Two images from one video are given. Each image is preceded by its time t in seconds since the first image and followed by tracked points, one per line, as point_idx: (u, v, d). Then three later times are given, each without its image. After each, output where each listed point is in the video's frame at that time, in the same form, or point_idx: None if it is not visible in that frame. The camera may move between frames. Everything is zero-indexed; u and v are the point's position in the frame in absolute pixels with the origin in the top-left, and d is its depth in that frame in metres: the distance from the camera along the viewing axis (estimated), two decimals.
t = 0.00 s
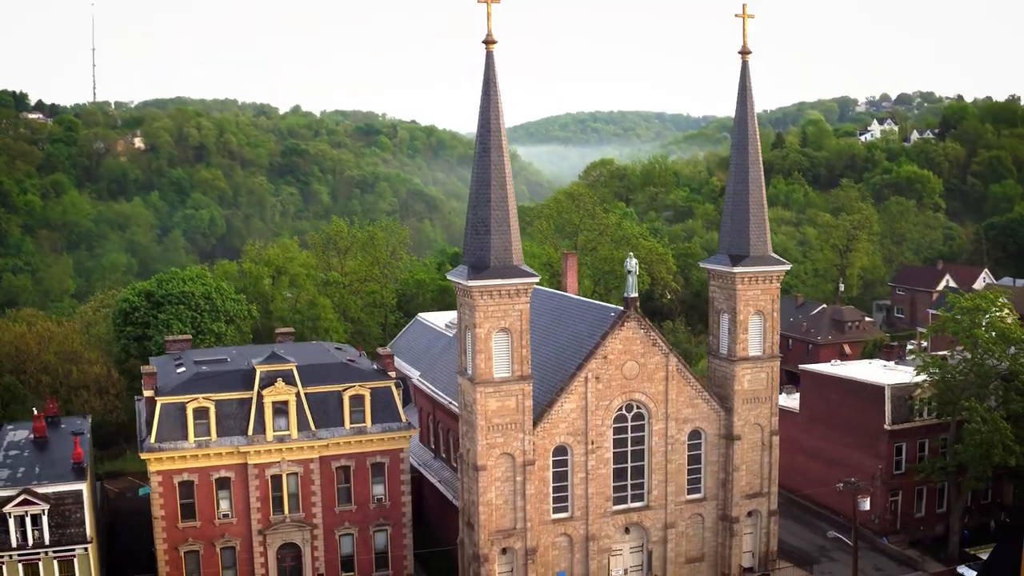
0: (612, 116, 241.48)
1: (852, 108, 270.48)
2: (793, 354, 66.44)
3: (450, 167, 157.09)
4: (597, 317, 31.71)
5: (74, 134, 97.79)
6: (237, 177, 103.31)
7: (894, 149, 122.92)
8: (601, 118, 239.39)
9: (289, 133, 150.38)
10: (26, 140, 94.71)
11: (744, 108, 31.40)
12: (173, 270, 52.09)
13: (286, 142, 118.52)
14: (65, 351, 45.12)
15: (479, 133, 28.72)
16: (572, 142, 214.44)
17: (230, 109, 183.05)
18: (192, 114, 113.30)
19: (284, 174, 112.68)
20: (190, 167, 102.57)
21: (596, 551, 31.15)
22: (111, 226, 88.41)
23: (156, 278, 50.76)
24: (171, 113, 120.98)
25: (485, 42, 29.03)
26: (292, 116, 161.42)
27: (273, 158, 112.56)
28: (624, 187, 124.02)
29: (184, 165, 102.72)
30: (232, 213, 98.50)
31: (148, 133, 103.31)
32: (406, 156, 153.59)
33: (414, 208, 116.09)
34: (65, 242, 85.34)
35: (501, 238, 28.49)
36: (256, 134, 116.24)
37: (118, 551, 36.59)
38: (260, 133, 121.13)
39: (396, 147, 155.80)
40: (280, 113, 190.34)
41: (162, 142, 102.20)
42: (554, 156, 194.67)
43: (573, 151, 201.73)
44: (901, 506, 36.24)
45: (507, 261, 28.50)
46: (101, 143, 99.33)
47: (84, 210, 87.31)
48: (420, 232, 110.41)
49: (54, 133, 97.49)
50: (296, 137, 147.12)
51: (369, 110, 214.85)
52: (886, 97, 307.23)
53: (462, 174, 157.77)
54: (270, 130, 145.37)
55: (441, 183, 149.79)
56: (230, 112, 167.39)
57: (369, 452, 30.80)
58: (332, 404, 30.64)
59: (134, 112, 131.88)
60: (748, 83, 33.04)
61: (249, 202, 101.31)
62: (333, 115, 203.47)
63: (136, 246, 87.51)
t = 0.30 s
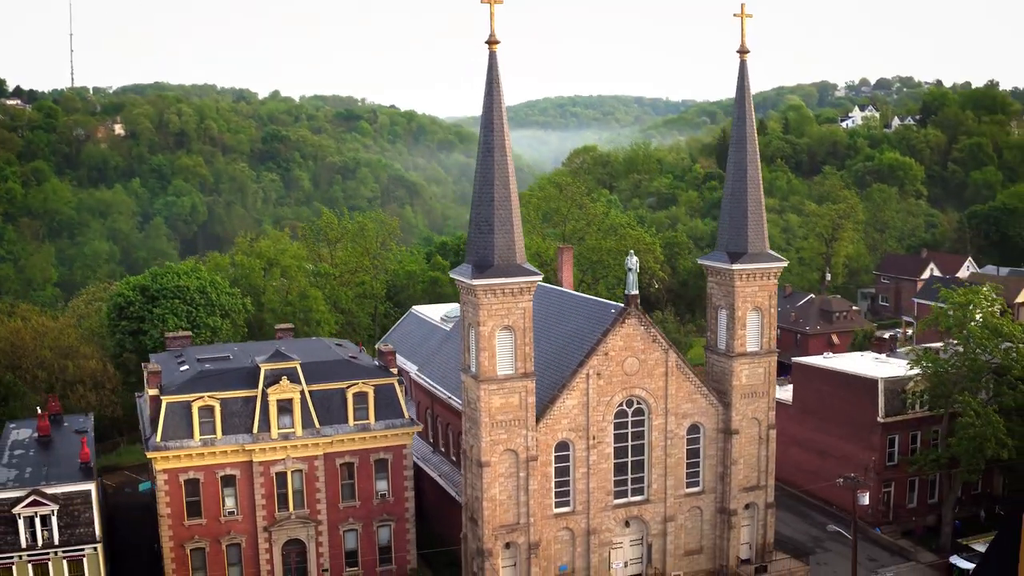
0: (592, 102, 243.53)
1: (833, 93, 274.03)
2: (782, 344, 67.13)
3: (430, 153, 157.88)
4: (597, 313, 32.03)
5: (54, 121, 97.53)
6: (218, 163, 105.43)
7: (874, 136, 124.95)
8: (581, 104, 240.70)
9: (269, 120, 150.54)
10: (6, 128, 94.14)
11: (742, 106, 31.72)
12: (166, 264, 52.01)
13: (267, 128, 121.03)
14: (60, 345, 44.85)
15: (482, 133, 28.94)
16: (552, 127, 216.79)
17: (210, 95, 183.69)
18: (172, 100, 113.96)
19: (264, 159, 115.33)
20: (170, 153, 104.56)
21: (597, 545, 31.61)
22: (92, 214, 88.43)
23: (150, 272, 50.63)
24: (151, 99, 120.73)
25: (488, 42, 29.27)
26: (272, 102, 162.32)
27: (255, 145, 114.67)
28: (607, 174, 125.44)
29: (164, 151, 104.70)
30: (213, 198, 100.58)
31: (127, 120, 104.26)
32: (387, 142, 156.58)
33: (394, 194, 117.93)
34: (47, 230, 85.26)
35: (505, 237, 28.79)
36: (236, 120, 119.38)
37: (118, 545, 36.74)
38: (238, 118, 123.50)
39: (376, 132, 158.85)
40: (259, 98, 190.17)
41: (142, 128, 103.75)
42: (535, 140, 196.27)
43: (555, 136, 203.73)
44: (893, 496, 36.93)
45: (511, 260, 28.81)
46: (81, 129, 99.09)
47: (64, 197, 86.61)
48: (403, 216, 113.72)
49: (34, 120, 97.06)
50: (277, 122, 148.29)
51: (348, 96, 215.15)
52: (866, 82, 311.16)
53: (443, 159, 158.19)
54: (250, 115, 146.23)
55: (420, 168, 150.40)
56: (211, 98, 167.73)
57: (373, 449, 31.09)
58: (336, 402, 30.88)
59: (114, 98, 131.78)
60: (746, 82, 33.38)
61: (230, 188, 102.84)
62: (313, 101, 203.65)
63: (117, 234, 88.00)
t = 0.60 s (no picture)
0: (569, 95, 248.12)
1: (810, 84, 278.95)
2: (771, 341, 67.51)
3: (409, 144, 162.60)
4: (596, 316, 32.42)
5: (34, 114, 98.27)
6: (198, 156, 107.43)
7: (854, 131, 131.94)
8: (560, 96, 244.34)
9: (249, 112, 151.47)
10: None
11: (739, 111, 32.08)
12: (160, 264, 51.92)
13: (246, 121, 123.79)
14: (56, 347, 44.84)
15: (484, 138, 29.21)
16: (531, 120, 221.13)
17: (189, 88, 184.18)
18: (152, 94, 116.08)
19: (245, 152, 118.60)
20: (150, 146, 106.28)
21: (597, 545, 32.08)
22: (73, 209, 88.55)
23: (143, 272, 50.48)
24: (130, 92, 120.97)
25: (490, 48, 29.51)
26: (251, 95, 163.79)
27: (235, 137, 117.37)
28: (589, 168, 127.06)
29: (144, 145, 106.33)
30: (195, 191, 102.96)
31: (108, 112, 106.35)
32: (368, 133, 161.35)
33: (375, 185, 124.47)
34: (28, 225, 85.35)
35: (507, 242, 29.07)
36: (216, 113, 122.01)
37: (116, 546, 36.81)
38: (217, 110, 126.21)
39: (356, 124, 163.55)
40: (239, 91, 191.01)
41: (122, 122, 105.34)
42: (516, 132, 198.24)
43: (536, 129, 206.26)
44: (885, 494, 37.61)
45: (513, 265, 29.09)
46: (60, 123, 99.95)
47: (45, 191, 86.57)
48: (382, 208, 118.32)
49: (12, 113, 97.65)
50: (256, 115, 149.86)
51: (327, 88, 216.69)
52: (845, 72, 317.32)
53: (422, 150, 163.68)
54: (230, 108, 147.30)
55: (401, 161, 157.15)
56: (190, 90, 168.33)
57: (375, 451, 31.35)
58: (338, 405, 31.14)
59: (93, 91, 131.94)
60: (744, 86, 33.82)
61: (211, 181, 105.95)
62: (293, 93, 204.82)
63: (99, 228, 88.40)
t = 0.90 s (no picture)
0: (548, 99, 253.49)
1: (789, 86, 283.49)
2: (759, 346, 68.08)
3: (387, 148, 170.62)
4: (596, 326, 32.85)
5: (13, 115, 99.16)
6: (178, 159, 108.95)
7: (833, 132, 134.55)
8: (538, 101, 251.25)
9: (228, 113, 152.35)
10: None
11: (735, 124, 32.64)
12: (153, 273, 51.72)
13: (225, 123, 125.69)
14: (50, 356, 44.79)
15: (486, 152, 29.60)
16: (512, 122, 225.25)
17: (168, 90, 184.77)
18: (131, 96, 117.02)
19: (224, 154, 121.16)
20: (130, 148, 108.15)
21: (597, 553, 32.51)
22: (54, 212, 88.62)
23: (136, 281, 50.31)
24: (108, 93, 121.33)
25: (491, 62, 29.92)
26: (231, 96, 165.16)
27: (215, 139, 120.18)
28: (571, 170, 128.43)
29: (124, 146, 107.96)
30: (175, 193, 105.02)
31: (86, 115, 107.70)
32: (345, 136, 165.26)
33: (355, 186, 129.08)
34: (8, 228, 85.40)
35: (509, 255, 29.44)
36: (196, 116, 123.85)
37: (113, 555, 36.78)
38: (200, 113, 128.55)
39: (334, 125, 167.22)
40: (217, 92, 191.82)
41: (101, 124, 106.57)
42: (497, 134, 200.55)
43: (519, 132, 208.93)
44: (877, 499, 38.30)
45: (515, 277, 29.46)
46: (39, 125, 101.25)
47: (25, 193, 86.73)
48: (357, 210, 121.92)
49: None
50: (236, 116, 151.01)
51: (305, 89, 218.30)
52: (822, 73, 322.31)
53: (401, 151, 172.71)
54: (209, 110, 148.18)
55: (379, 162, 163.65)
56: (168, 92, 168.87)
57: (378, 461, 31.62)
58: (341, 416, 31.41)
59: (71, 93, 132.18)
60: (739, 100, 34.43)
61: (191, 183, 107.34)
62: (271, 94, 205.79)
63: (80, 232, 88.34)
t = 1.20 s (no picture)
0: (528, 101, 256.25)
1: (767, 86, 287.58)
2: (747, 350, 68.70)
3: (367, 148, 172.00)
4: (596, 336, 33.32)
5: None
6: (159, 162, 110.87)
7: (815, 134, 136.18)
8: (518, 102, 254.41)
9: (207, 115, 152.58)
10: None
11: (732, 136, 33.17)
12: (148, 282, 51.61)
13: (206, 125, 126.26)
14: (46, 366, 44.71)
15: (489, 165, 29.99)
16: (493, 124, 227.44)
17: (146, 91, 184.59)
18: (111, 97, 117.21)
19: (205, 156, 122.53)
20: (111, 151, 108.09)
21: (599, 559, 32.99)
22: (34, 216, 88.10)
23: (131, 291, 50.21)
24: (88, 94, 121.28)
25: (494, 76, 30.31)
26: (210, 97, 165.63)
27: (196, 142, 121.02)
28: (553, 172, 129.50)
29: (105, 150, 108.13)
30: (156, 197, 107.19)
31: (65, 117, 108.07)
32: (324, 136, 166.35)
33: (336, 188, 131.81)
34: None
35: (513, 268, 29.85)
36: (177, 117, 124.23)
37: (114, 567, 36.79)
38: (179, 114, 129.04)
39: (313, 126, 168.25)
40: (195, 92, 191.75)
41: (82, 127, 106.85)
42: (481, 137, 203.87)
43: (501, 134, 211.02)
44: (870, 503, 39.03)
45: (518, 289, 29.87)
46: (18, 127, 101.47)
47: (6, 198, 86.63)
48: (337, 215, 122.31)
49: None
50: (215, 118, 151.58)
51: (283, 89, 218.82)
52: (799, 73, 326.61)
53: (381, 154, 173.76)
54: (188, 111, 148.40)
55: (359, 163, 163.64)
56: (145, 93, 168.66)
57: (382, 471, 31.95)
58: (346, 426, 31.72)
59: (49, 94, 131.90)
60: (735, 112, 35.02)
61: (173, 186, 110.11)
62: (250, 94, 205.89)
63: (61, 235, 87.89)
